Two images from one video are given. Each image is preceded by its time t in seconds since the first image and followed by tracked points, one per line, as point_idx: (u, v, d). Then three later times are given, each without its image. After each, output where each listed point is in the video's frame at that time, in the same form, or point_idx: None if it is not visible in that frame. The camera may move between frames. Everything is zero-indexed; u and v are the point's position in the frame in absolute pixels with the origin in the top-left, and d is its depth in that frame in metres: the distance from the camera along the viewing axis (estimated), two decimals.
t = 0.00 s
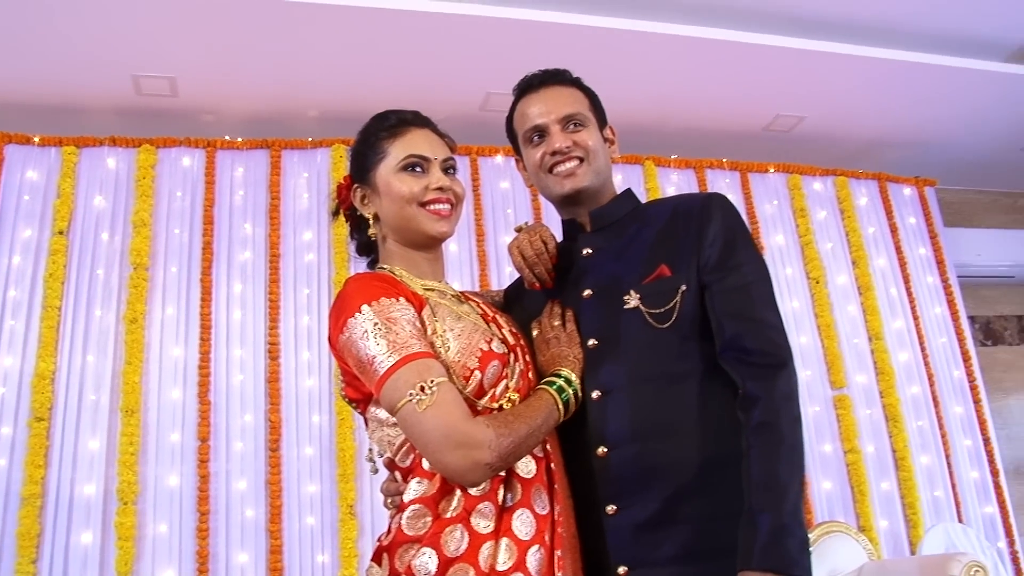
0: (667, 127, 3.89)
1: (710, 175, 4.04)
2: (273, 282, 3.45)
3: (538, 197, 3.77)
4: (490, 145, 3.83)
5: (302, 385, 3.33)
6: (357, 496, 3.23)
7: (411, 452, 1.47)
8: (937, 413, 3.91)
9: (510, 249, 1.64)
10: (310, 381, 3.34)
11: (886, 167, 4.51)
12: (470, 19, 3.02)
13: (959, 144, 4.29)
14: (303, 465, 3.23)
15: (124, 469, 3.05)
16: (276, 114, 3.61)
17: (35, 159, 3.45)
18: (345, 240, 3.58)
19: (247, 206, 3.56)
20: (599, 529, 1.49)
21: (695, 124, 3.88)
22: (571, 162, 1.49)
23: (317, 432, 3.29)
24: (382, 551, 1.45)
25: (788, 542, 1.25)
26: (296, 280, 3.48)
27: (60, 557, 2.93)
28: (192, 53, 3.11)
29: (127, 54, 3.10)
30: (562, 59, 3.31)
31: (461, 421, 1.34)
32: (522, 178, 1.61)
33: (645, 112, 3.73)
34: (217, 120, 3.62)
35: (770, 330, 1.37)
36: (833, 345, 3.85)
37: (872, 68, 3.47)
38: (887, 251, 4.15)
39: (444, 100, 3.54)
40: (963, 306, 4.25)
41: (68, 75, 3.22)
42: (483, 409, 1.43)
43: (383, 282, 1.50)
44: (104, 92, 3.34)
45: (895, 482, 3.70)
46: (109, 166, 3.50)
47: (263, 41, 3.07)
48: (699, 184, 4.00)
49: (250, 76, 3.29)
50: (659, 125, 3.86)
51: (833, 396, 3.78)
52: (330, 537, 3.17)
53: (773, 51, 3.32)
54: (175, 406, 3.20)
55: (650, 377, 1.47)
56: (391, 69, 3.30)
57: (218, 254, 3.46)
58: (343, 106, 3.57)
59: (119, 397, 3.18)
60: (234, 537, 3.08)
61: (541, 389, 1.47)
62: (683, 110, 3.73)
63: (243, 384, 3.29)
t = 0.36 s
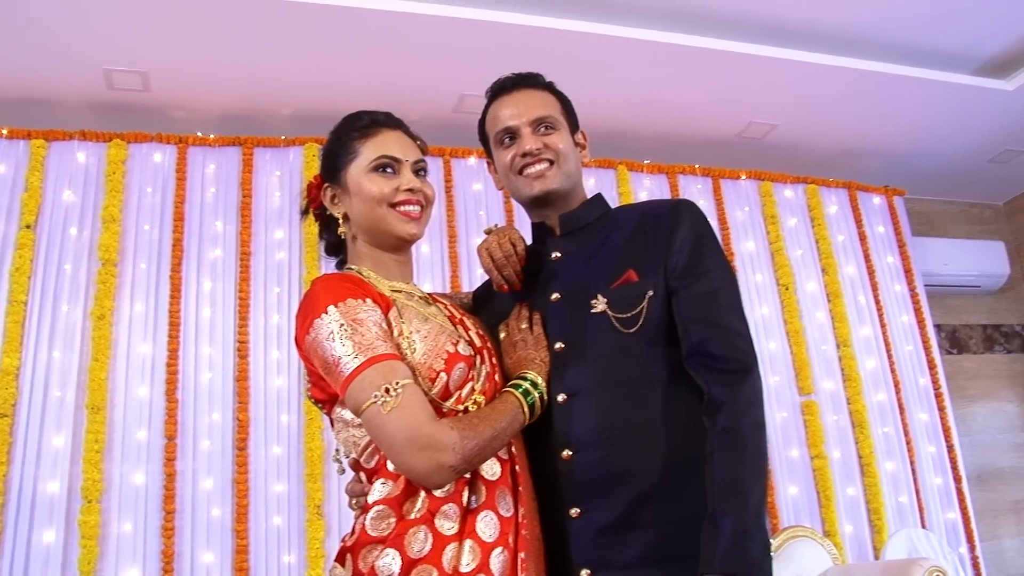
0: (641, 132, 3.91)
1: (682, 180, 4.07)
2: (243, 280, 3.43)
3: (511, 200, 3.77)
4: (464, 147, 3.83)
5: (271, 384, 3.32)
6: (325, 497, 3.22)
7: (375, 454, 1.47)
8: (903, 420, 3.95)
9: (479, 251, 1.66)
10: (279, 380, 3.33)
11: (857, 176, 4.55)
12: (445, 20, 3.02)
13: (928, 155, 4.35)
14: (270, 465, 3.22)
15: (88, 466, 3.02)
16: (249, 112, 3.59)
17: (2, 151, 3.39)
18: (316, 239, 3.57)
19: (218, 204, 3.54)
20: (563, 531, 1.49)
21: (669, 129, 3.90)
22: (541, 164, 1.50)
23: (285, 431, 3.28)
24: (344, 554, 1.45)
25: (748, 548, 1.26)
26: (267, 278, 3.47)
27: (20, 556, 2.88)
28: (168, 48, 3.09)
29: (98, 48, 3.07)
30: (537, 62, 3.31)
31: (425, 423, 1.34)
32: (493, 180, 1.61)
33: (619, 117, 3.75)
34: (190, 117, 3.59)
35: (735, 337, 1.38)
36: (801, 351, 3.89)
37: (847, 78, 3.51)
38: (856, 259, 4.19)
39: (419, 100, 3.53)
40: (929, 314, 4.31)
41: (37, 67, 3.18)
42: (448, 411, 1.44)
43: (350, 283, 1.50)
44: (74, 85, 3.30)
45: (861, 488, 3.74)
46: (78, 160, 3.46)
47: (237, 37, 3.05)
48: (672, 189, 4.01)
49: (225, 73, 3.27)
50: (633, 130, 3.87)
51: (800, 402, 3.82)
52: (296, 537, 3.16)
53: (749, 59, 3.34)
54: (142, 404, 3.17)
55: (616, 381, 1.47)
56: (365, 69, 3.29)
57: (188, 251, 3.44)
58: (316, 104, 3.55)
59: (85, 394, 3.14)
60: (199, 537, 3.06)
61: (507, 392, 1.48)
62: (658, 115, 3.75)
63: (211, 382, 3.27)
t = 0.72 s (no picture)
0: (617, 136, 3.92)
1: (656, 185, 4.05)
2: (215, 279, 3.41)
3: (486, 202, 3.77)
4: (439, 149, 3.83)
5: (242, 384, 3.31)
6: (295, 497, 3.22)
7: (342, 454, 1.47)
8: (873, 425, 3.98)
9: (450, 254, 1.68)
10: (251, 380, 3.32)
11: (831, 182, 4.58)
12: (422, 21, 3.02)
13: (902, 162, 4.39)
14: (241, 465, 3.21)
15: (56, 466, 3.00)
16: (223, 110, 3.57)
17: None
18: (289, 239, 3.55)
19: (191, 202, 3.51)
20: (530, 534, 1.50)
21: (645, 134, 3.91)
22: (513, 168, 1.50)
23: (256, 431, 3.27)
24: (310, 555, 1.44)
25: (713, 552, 1.27)
26: (240, 276, 3.46)
27: None
28: (145, 45, 3.07)
29: (72, 43, 3.04)
30: (513, 65, 3.32)
31: (392, 424, 1.35)
32: (465, 184, 1.62)
33: (595, 121, 3.75)
34: (164, 114, 3.56)
35: (703, 341, 1.39)
36: (773, 356, 3.91)
37: (822, 85, 3.54)
38: (827, 264, 4.22)
39: (395, 101, 3.53)
40: (899, 321, 4.35)
41: (9, 62, 3.14)
42: (415, 412, 1.44)
43: (319, 284, 1.50)
44: (46, 80, 3.27)
45: (830, 492, 3.78)
46: (49, 156, 3.41)
47: (212, 35, 3.04)
48: (646, 193, 4.00)
49: (202, 70, 3.26)
50: (608, 134, 3.88)
51: (771, 406, 3.84)
52: (266, 538, 3.15)
53: (728, 65, 3.37)
54: (112, 403, 3.15)
55: (585, 384, 1.48)
56: (341, 69, 3.28)
57: (160, 248, 3.42)
58: (291, 104, 3.54)
59: (53, 392, 3.12)
60: (168, 537, 3.04)
61: (476, 394, 1.48)
62: (635, 119, 3.76)
63: (181, 381, 3.25)
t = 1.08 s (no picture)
0: (591, 141, 3.92)
1: (628, 190, 4.08)
2: (184, 277, 3.40)
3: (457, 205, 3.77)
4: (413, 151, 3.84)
5: (210, 383, 3.29)
6: (261, 499, 3.21)
7: (305, 457, 1.47)
8: (839, 431, 4.03)
9: (416, 257, 1.67)
10: (219, 379, 3.31)
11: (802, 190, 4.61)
12: (397, 23, 3.02)
13: (872, 172, 4.43)
14: (207, 465, 3.20)
15: (18, 465, 2.96)
16: (194, 108, 3.55)
17: None
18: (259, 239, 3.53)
19: (160, 200, 3.49)
20: (493, 538, 1.50)
21: (618, 139, 3.93)
22: (481, 172, 1.50)
23: (223, 431, 3.25)
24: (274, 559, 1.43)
25: (674, 558, 1.27)
26: (208, 276, 3.44)
27: None
28: (119, 42, 3.05)
29: (41, 37, 3.01)
30: (488, 69, 3.32)
31: (356, 427, 1.35)
32: (433, 187, 1.62)
33: (569, 126, 3.76)
34: (134, 110, 3.53)
35: (668, 348, 1.40)
36: (741, 362, 3.94)
37: (795, 94, 3.57)
38: (796, 272, 4.26)
39: (368, 103, 3.52)
40: (866, 328, 4.39)
41: None
42: (379, 415, 1.44)
43: (285, 285, 1.50)
44: (14, 74, 3.23)
45: (795, 497, 3.82)
46: (16, 151, 3.36)
47: (185, 32, 3.02)
48: (617, 199, 4.03)
49: (174, 68, 3.24)
50: (581, 139, 3.89)
51: (739, 412, 3.87)
52: (231, 539, 3.14)
53: (703, 73, 3.39)
54: (77, 401, 3.12)
55: (549, 389, 1.48)
56: (315, 70, 3.28)
57: (128, 246, 3.39)
58: (262, 103, 3.52)
59: (16, 391, 3.07)
60: (132, 538, 3.02)
61: (440, 397, 1.48)
62: (609, 124, 3.77)
63: (148, 380, 3.23)
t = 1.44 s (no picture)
0: (563, 145, 3.94)
1: (599, 195, 4.09)
2: (151, 276, 3.38)
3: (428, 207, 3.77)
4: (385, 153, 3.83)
5: (176, 383, 3.27)
6: (226, 499, 3.19)
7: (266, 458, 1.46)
8: (804, 437, 4.06)
9: (382, 259, 1.66)
10: (185, 379, 3.29)
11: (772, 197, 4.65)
12: (370, 25, 3.02)
13: (841, 180, 4.48)
14: (172, 465, 3.18)
15: None
16: (164, 106, 3.52)
17: None
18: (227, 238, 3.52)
19: (128, 197, 3.46)
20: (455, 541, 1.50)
21: (590, 144, 3.94)
22: (447, 175, 1.50)
23: (188, 431, 3.23)
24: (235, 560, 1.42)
25: (634, 561, 1.28)
26: (176, 275, 3.42)
27: None
28: (89, 37, 3.03)
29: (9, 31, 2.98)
30: (460, 72, 3.33)
31: (317, 429, 1.34)
32: (399, 189, 1.61)
33: (541, 130, 3.77)
34: (103, 106, 3.50)
35: (631, 352, 1.40)
36: (709, 367, 3.97)
37: (767, 102, 3.60)
38: (765, 278, 4.29)
39: (339, 103, 3.52)
40: (833, 335, 4.43)
41: None
42: (341, 417, 1.44)
43: (249, 286, 1.49)
44: None
45: (761, 502, 3.85)
46: None
47: (157, 29, 3.00)
48: (588, 203, 4.04)
49: (145, 64, 3.21)
50: (553, 143, 3.90)
51: (706, 416, 3.89)
52: (195, 540, 3.12)
53: (676, 79, 3.41)
54: (39, 400, 3.09)
55: (512, 392, 1.49)
56: (287, 70, 3.27)
57: (94, 243, 3.36)
58: (233, 102, 3.51)
59: None
60: (94, 538, 2.99)
61: (403, 400, 1.48)
62: (581, 128, 3.78)
63: (113, 378, 3.21)
